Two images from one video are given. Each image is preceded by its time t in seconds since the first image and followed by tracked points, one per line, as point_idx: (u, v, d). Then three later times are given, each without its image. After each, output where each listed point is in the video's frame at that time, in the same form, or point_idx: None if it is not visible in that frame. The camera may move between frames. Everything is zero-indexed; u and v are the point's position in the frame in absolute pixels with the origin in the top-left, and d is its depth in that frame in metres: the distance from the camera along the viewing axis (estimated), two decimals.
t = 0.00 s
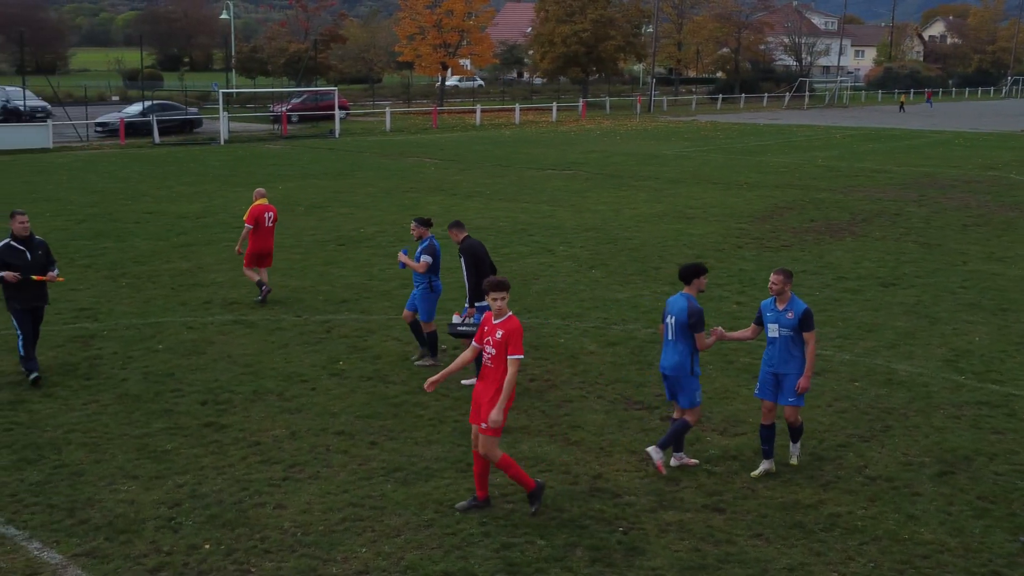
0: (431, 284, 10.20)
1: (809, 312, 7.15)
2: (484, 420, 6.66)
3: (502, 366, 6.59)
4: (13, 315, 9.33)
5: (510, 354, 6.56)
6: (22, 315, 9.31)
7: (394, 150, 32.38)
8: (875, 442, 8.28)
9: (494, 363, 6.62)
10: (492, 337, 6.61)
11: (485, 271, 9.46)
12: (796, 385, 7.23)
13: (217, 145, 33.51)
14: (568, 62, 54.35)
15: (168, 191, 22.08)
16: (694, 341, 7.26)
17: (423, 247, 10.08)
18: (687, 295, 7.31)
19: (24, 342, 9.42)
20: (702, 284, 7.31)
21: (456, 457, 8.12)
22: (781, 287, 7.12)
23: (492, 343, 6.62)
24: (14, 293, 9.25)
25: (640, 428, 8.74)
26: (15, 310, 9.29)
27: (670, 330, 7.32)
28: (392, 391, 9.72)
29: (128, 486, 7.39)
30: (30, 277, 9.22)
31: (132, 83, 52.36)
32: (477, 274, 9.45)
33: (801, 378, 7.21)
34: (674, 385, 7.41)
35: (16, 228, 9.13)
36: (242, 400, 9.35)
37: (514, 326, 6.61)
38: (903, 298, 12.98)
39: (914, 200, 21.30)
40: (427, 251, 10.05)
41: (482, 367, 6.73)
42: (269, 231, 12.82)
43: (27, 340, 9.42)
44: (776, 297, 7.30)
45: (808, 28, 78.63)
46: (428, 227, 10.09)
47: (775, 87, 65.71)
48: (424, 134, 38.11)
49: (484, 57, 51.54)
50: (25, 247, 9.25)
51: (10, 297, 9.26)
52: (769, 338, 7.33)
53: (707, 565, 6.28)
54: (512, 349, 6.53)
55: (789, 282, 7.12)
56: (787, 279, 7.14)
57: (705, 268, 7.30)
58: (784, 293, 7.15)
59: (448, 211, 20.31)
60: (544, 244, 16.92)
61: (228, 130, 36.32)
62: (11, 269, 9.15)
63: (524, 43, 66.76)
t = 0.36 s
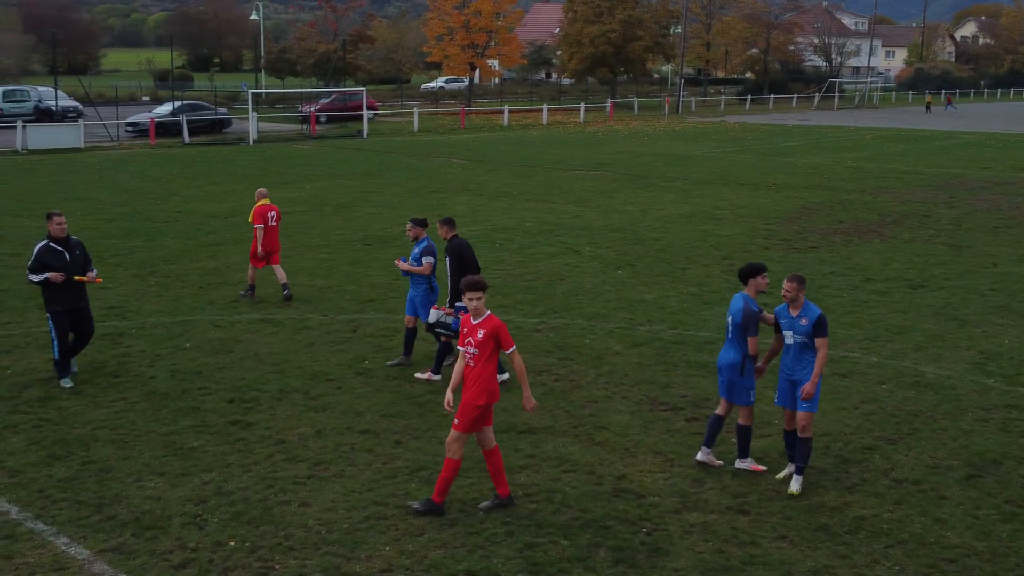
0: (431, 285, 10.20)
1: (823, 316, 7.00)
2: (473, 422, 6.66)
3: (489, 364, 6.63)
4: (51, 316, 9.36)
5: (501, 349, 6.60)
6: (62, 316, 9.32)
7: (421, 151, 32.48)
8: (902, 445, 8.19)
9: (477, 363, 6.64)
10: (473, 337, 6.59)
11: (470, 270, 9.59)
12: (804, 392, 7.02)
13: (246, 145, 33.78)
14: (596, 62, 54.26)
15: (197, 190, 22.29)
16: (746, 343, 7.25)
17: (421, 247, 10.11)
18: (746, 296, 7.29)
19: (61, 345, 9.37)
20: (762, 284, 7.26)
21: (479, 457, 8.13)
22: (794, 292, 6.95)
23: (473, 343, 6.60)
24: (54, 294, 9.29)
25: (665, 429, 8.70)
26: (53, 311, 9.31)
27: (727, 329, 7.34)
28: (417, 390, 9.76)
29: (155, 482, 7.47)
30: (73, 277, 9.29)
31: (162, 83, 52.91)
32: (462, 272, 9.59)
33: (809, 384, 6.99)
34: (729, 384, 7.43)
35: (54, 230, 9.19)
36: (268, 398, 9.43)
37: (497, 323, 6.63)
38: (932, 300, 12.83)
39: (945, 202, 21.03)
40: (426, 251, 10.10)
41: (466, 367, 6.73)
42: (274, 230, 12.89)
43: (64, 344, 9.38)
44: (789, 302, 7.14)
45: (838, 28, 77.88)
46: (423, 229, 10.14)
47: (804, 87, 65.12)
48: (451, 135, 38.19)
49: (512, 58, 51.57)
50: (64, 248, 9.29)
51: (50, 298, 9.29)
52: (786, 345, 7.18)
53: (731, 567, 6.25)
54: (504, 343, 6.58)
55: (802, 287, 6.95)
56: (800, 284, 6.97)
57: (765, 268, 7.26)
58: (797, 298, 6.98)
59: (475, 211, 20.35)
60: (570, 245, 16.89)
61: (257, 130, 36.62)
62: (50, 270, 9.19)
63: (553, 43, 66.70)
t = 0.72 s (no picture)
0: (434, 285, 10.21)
1: (848, 328, 6.75)
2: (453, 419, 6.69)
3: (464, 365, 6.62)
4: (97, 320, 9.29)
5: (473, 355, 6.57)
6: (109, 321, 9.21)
7: (455, 151, 32.58)
8: (936, 448, 8.06)
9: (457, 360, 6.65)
10: (455, 337, 6.61)
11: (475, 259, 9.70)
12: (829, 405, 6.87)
13: (282, 145, 34.11)
14: (631, 63, 54.11)
15: (232, 190, 22.55)
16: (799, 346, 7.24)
17: (425, 248, 10.15)
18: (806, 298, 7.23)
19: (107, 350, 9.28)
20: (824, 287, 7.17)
21: (509, 456, 8.12)
22: (819, 301, 6.73)
23: (454, 342, 6.62)
24: (104, 298, 9.16)
25: (696, 431, 8.63)
26: (99, 316, 9.21)
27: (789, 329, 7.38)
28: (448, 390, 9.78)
29: (186, 479, 7.55)
30: (121, 282, 9.17)
31: (200, 83, 53.61)
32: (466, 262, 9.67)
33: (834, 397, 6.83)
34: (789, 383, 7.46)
35: (106, 232, 9.13)
36: (300, 397, 9.50)
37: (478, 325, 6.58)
38: (968, 303, 12.62)
39: (984, 203, 20.69)
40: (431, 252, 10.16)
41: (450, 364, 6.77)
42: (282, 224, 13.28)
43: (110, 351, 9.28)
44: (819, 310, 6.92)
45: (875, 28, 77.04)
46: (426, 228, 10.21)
47: (840, 88, 64.38)
48: (485, 136, 38.28)
49: (546, 58, 51.60)
50: (115, 252, 9.22)
51: (99, 302, 9.16)
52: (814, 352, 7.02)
53: (761, 570, 6.19)
54: (475, 351, 6.53)
55: (828, 297, 6.71)
56: (825, 292, 6.73)
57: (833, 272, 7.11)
58: (823, 308, 6.76)
59: (507, 211, 20.36)
60: (602, 245, 16.83)
61: (292, 130, 36.97)
62: (101, 273, 9.10)
63: (587, 43, 66.63)
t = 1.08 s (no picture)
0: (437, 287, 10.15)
1: (875, 339, 6.44)
2: (441, 415, 6.73)
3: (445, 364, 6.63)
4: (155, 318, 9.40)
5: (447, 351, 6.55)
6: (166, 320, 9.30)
7: (491, 151, 32.62)
8: (974, 453, 7.92)
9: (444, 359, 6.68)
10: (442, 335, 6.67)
11: (496, 258, 9.79)
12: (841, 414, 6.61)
13: (319, 145, 34.38)
14: (668, 63, 53.78)
15: (269, 189, 22.77)
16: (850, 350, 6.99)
17: (429, 250, 10.09)
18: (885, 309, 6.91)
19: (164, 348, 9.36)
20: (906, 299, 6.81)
21: (541, 457, 8.11)
22: (848, 309, 6.52)
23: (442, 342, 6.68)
24: (161, 296, 9.26)
25: (729, 433, 8.56)
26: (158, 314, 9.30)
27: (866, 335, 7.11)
28: (482, 390, 9.80)
29: (221, 476, 7.64)
30: (180, 283, 9.25)
31: (239, 83, 54.21)
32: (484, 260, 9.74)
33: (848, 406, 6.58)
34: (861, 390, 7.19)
35: (171, 232, 9.22)
36: (335, 395, 9.57)
37: (461, 322, 6.63)
38: (1010, 306, 12.38)
39: None
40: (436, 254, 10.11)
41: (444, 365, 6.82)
42: (298, 222, 13.70)
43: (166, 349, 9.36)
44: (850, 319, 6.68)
45: (916, 28, 75.92)
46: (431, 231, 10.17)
47: (881, 88, 63.31)
48: (521, 136, 38.34)
49: (582, 59, 51.50)
50: (177, 251, 9.31)
51: (157, 300, 9.27)
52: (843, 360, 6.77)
53: (793, 573, 6.12)
54: (448, 348, 6.52)
55: (858, 306, 6.50)
56: (856, 300, 6.53)
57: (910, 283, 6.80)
58: (852, 316, 6.54)
59: (542, 212, 20.35)
60: (637, 246, 16.75)
61: (330, 130, 37.27)
62: (161, 271, 9.21)
63: (623, 44, 66.43)
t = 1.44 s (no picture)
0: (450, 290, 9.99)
1: (902, 345, 6.29)
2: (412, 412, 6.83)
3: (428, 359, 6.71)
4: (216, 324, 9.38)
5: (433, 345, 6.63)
6: (227, 325, 9.28)
7: (527, 151, 32.66)
8: (1013, 458, 7.77)
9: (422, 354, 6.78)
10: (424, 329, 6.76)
11: (516, 256, 10.02)
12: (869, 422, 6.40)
13: (357, 144, 34.67)
14: (706, 64, 53.44)
15: (306, 189, 22.99)
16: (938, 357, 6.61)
17: (440, 251, 9.84)
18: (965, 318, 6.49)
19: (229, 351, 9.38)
20: (982, 308, 6.38)
21: (574, 458, 8.10)
22: (873, 316, 6.33)
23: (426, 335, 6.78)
24: (221, 303, 9.25)
25: (763, 436, 8.49)
26: (219, 321, 9.28)
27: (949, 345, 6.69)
28: (515, 390, 9.82)
29: (255, 473, 7.73)
30: (239, 288, 9.23)
31: (278, 83, 54.81)
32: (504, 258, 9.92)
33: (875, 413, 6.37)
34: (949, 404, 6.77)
35: (227, 237, 9.19)
36: (368, 395, 9.63)
37: (442, 314, 6.63)
38: None
39: None
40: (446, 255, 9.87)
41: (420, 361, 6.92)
42: (318, 220, 13.90)
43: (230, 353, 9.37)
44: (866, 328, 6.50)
45: (959, 27, 74.73)
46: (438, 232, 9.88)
47: (922, 89, 62.38)
48: (557, 137, 38.34)
49: (620, 59, 51.37)
50: (233, 256, 9.30)
51: (216, 307, 9.25)
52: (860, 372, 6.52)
53: None
54: (434, 340, 6.60)
55: (879, 312, 6.34)
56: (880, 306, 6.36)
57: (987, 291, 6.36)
58: (875, 323, 6.36)
59: (578, 212, 20.33)
60: (673, 247, 16.67)
61: (367, 131, 37.54)
62: (219, 278, 9.20)
63: (661, 44, 66.13)
